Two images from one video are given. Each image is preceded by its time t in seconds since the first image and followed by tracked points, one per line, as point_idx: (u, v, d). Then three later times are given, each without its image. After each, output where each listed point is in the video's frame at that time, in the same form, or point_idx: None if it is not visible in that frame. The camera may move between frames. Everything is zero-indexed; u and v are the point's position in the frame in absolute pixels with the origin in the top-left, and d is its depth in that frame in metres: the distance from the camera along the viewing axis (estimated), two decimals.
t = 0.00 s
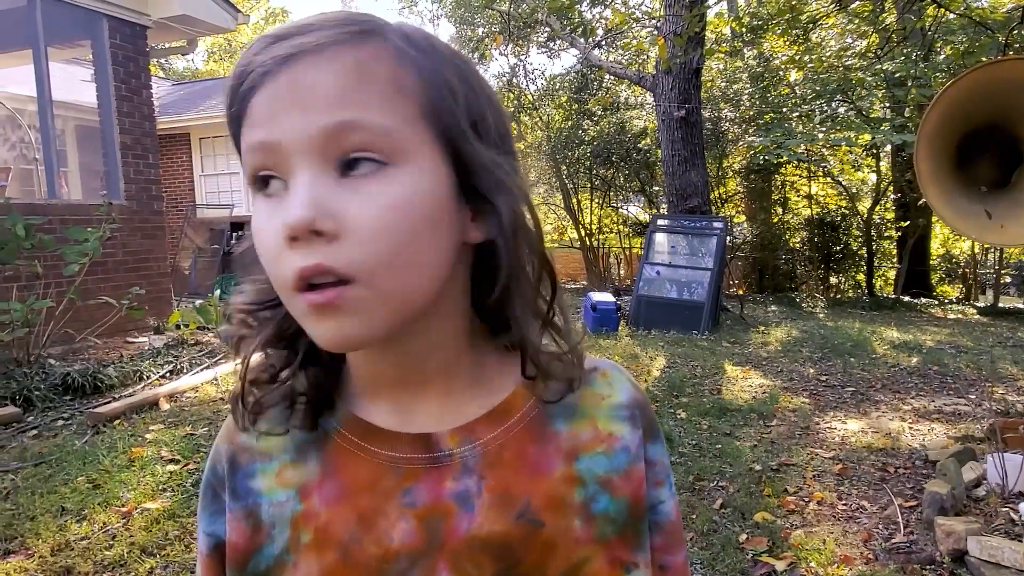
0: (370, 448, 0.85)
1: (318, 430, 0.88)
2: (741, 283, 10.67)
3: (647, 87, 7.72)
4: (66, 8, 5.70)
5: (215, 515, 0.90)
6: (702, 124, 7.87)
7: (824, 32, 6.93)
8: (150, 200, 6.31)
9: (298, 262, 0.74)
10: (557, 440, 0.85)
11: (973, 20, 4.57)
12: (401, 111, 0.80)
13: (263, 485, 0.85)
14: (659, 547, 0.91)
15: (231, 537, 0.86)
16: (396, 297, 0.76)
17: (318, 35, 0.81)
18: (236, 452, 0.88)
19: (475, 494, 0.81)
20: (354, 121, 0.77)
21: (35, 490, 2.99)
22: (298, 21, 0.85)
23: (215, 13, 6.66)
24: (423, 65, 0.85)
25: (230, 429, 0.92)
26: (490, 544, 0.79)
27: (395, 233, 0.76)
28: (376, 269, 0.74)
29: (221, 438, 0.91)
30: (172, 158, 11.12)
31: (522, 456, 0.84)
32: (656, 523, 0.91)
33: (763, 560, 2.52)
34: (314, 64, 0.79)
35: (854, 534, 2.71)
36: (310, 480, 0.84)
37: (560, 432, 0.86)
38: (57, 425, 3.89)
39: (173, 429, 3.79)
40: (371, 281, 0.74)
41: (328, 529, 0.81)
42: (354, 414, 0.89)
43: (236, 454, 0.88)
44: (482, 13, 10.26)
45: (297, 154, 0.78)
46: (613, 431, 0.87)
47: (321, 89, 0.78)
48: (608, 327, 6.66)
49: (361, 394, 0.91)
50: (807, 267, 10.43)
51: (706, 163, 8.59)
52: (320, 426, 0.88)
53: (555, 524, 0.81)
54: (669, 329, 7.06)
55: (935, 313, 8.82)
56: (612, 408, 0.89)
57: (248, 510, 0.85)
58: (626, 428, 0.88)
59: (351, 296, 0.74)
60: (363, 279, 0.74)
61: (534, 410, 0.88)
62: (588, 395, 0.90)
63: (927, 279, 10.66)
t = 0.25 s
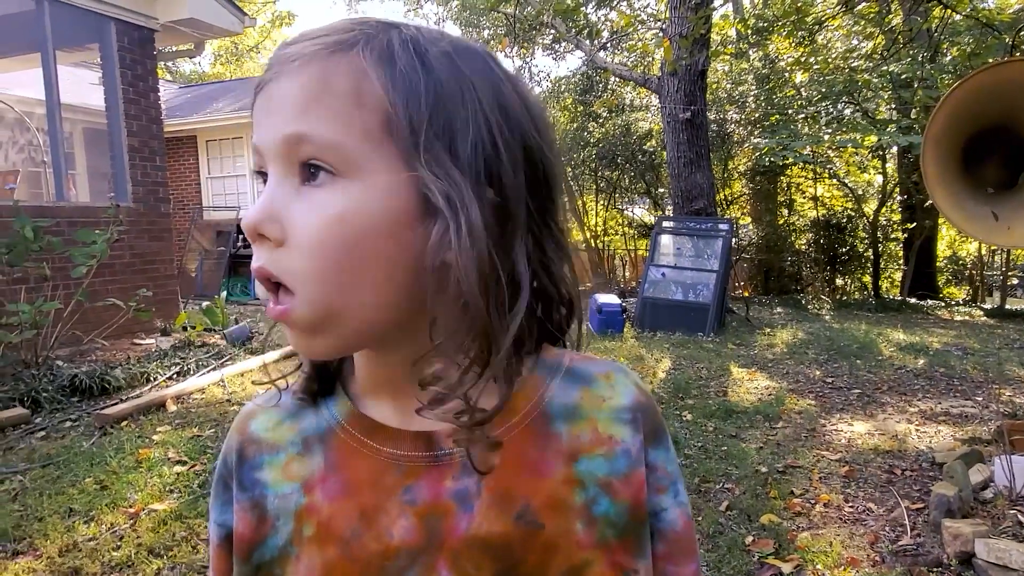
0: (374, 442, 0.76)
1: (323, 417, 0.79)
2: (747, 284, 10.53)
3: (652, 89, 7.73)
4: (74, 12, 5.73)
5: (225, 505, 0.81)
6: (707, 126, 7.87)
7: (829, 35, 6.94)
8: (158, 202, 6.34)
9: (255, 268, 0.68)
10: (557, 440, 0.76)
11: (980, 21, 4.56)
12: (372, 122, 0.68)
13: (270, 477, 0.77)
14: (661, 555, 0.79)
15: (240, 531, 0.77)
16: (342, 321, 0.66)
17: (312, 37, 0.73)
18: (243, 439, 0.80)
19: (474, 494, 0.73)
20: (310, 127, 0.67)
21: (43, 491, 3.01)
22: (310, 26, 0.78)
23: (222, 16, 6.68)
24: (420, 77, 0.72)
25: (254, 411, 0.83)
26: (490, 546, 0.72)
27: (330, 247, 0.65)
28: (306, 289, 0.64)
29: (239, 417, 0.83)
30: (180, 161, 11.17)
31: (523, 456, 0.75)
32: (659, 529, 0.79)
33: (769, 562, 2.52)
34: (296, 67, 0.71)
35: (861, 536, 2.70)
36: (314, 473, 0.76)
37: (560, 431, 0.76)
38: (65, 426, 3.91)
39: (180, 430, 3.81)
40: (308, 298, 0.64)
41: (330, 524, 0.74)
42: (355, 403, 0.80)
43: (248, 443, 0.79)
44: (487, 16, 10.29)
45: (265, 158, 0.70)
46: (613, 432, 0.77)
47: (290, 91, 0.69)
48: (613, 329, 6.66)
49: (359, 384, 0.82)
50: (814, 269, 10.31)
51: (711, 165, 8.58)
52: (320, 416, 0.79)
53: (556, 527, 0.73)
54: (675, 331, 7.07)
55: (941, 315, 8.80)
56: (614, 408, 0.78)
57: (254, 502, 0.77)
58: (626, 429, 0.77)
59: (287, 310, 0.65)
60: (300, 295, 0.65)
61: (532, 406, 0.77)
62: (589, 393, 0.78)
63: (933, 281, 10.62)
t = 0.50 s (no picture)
0: (388, 437, 0.76)
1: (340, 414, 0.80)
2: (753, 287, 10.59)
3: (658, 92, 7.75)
4: (83, 18, 5.78)
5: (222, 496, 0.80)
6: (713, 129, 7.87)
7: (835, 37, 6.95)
8: (165, 206, 6.38)
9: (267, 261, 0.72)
10: (567, 439, 0.76)
11: (987, 23, 4.55)
12: (381, 133, 0.70)
13: (285, 465, 0.78)
14: (681, 563, 0.76)
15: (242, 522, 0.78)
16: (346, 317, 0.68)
17: (333, 46, 0.77)
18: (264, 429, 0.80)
19: (483, 492, 0.73)
20: (322, 136, 0.70)
21: (52, 493, 3.03)
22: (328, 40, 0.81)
23: (230, 21, 6.71)
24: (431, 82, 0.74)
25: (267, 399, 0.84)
26: (498, 546, 0.72)
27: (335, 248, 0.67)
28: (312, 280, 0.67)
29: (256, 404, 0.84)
30: (188, 165, 11.26)
31: (535, 453, 0.75)
32: (676, 533, 0.77)
33: (775, 565, 2.52)
34: (312, 79, 0.74)
35: (867, 540, 2.70)
36: (327, 465, 0.77)
37: (570, 432, 0.76)
38: (74, 429, 3.93)
39: (188, 433, 3.83)
40: (316, 291, 0.67)
41: (341, 516, 0.74)
42: (372, 403, 0.80)
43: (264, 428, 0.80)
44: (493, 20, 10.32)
45: (283, 160, 0.74)
46: (623, 433, 0.76)
47: (307, 100, 0.73)
48: (619, 332, 6.66)
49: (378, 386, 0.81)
50: (819, 272, 10.41)
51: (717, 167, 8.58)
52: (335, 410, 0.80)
53: (566, 527, 0.73)
54: (680, 333, 7.07)
55: (948, 318, 8.77)
56: (626, 411, 0.77)
57: (270, 488, 0.77)
58: (637, 431, 0.77)
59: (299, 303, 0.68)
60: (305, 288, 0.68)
61: (542, 410, 0.76)
62: (597, 394, 0.78)
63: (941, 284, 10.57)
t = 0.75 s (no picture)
0: (388, 418, 0.75)
1: (344, 394, 0.78)
2: (756, 289, 10.59)
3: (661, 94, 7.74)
4: (87, 19, 5.79)
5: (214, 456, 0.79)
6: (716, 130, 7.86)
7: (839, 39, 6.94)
8: (169, 206, 6.39)
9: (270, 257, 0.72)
10: (559, 428, 0.73)
11: (991, 25, 4.53)
12: (386, 143, 0.70)
13: (291, 433, 0.77)
14: (677, 558, 0.72)
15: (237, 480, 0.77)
16: (340, 316, 0.68)
17: (345, 51, 0.76)
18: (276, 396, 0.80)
19: (475, 477, 0.71)
20: (324, 142, 0.70)
21: (55, 493, 3.04)
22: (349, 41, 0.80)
23: (233, 22, 6.72)
24: (438, 91, 0.73)
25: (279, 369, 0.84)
26: (489, 532, 0.70)
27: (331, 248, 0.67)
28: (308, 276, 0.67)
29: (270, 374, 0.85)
30: (191, 166, 11.27)
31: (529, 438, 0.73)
32: (670, 528, 0.73)
33: (778, 569, 2.51)
34: (323, 82, 0.74)
35: (871, 543, 2.69)
36: (330, 438, 0.76)
37: (562, 421, 0.74)
38: (77, 429, 3.94)
39: (191, 434, 3.83)
40: (312, 291, 0.67)
41: (339, 489, 0.73)
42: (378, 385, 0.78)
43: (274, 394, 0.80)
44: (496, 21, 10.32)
45: (290, 160, 0.74)
46: (614, 420, 0.74)
47: (315, 102, 0.73)
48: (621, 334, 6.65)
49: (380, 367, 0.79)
50: (823, 274, 10.40)
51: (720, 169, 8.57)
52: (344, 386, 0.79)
53: (555, 515, 0.71)
54: (684, 336, 7.06)
55: (953, 320, 8.74)
56: (618, 395, 0.75)
57: (277, 454, 0.77)
58: (627, 419, 0.74)
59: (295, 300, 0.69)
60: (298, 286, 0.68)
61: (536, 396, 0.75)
62: (592, 383, 0.76)
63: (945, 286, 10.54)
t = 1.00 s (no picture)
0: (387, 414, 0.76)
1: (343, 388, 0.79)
2: (754, 290, 10.61)
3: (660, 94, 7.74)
4: (85, 18, 5.78)
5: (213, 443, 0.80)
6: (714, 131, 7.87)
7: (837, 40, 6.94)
8: (167, 206, 6.39)
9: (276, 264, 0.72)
10: (560, 424, 0.75)
11: (990, 27, 4.54)
12: (387, 146, 0.69)
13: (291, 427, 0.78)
14: (667, 549, 0.74)
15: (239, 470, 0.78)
16: (352, 321, 0.67)
17: (340, 56, 0.76)
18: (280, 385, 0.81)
19: (478, 471, 0.73)
20: (323, 146, 0.69)
21: (52, 493, 3.03)
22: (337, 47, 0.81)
23: (232, 21, 6.71)
24: (435, 94, 0.73)
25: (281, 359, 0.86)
26: (490, 525, 0.72)
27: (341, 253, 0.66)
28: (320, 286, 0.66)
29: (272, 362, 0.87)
30: (190, 165, 11.26)
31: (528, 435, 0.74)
32: (663, 520, 0.75)
33: (776, 569, 2.51)
34: (319, 87, 0.73)
35: (868, 544, 2.69)
36: (331, 434, 0.77)
37: (563, 417, 0.75)
38: (74, 429, 3.93)
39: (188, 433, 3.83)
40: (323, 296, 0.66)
41: (340, 484, 0.74)
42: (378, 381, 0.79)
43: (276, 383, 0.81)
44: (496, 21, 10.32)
45: (288, 165, 0.74)
46: (612, 416, 0.75)
47: (311, 107, 0.72)
48: (620, 334, 6.66)
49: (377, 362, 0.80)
50: (821, 274, 10.43)
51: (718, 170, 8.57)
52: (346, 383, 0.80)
53: (554, 510, 0.72)
54: (682, 336, 7.06)
55: (951, 322, 8.74)
56: (615, 391, 0.77)
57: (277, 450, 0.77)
58: (626, 415, 0.75)
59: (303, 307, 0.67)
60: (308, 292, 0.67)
61: (535, 393, 0.76)
62: (590, 381, 0.77)
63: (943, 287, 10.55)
